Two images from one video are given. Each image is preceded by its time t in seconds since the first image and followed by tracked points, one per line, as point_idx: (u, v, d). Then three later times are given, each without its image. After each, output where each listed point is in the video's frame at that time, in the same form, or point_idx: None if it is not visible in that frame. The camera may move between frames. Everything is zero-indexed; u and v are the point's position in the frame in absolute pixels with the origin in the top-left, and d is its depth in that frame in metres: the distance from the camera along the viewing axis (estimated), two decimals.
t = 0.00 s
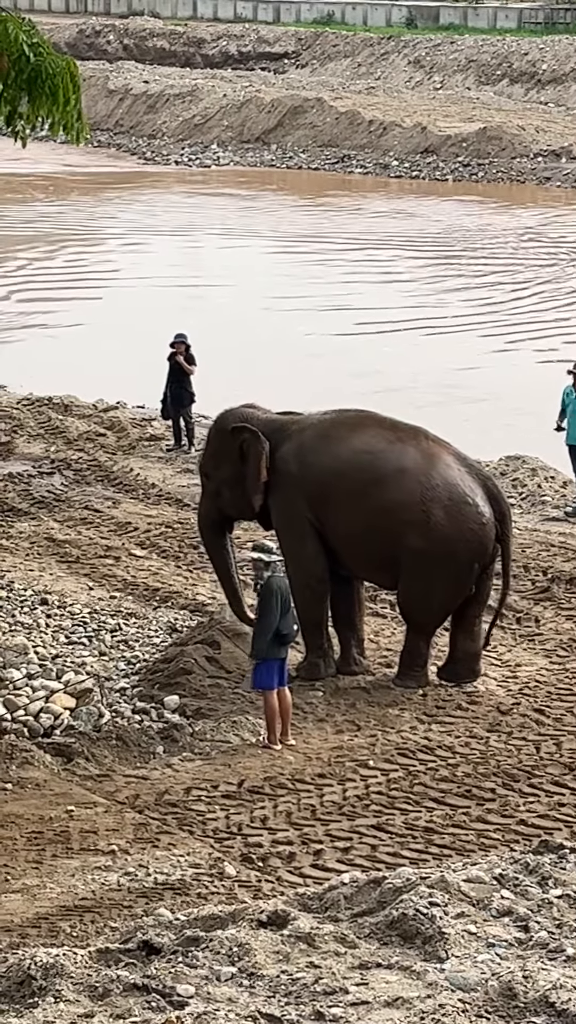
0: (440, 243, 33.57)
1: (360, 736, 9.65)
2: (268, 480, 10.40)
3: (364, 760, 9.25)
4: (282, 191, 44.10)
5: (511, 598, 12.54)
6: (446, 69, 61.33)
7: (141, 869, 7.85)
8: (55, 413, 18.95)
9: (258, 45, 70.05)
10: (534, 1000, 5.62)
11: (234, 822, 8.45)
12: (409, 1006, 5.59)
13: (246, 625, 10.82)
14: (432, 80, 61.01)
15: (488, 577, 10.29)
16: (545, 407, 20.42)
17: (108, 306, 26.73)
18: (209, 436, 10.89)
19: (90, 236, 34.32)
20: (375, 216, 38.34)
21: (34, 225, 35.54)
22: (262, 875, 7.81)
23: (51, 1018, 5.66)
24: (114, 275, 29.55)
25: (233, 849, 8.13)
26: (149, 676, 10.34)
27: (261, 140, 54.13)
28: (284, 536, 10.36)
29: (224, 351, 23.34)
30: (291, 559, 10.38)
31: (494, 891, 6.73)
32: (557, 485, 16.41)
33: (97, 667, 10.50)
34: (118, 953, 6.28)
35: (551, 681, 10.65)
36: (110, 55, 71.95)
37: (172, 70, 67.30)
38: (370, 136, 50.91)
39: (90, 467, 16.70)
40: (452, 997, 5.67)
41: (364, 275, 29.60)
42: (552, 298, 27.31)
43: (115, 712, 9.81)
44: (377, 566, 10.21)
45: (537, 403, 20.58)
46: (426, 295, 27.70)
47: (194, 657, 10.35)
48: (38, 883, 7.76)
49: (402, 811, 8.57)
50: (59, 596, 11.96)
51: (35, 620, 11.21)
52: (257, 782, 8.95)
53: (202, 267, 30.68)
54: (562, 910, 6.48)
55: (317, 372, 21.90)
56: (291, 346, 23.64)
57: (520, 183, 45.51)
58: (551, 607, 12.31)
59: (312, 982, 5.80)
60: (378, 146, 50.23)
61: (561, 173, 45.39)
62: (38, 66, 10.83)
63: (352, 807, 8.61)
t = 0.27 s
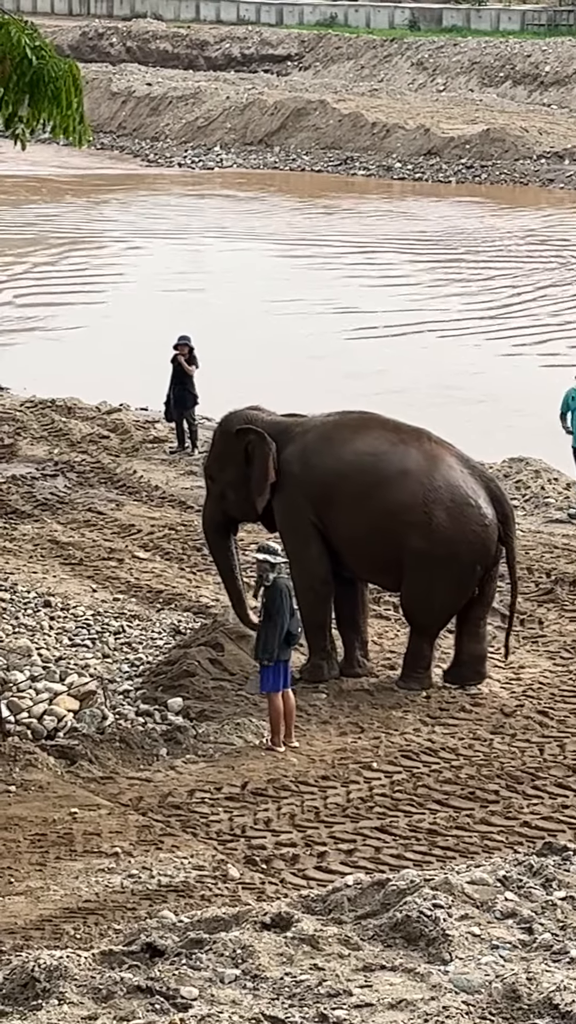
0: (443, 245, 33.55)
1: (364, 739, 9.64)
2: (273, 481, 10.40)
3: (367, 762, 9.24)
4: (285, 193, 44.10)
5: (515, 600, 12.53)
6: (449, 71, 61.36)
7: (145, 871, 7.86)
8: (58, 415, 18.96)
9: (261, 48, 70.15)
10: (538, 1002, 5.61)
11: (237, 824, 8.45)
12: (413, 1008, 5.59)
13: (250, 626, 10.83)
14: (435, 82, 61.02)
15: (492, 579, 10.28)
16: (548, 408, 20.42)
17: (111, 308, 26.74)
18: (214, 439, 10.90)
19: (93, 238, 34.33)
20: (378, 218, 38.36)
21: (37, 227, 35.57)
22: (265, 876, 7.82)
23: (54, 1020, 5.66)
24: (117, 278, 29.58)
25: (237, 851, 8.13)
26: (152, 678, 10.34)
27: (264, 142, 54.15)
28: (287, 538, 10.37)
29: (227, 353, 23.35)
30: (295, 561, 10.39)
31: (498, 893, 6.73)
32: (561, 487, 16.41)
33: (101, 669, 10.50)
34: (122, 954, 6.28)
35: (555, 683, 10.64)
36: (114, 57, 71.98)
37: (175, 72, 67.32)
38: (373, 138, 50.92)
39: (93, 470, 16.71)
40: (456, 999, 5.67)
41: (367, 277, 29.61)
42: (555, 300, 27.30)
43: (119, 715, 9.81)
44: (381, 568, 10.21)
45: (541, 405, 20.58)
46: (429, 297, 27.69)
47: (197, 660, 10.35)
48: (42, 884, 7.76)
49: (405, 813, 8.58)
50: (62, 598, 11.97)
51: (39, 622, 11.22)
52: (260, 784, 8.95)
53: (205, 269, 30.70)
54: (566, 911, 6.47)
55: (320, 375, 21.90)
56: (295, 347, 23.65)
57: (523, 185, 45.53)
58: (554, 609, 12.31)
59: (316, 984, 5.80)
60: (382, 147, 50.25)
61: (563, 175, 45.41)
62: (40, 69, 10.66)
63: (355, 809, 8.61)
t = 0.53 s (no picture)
0: (446, 246, 33.55)
1: (367, 740, 9.65)
2: (277, 482, 10.41)
3: (371, 763, 9.25)
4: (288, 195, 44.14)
5: (518, 601, 12.53)
6: (452, 72, 61.37)
7: (148, 872, 7.86)
8: (61, 416, 18.98)
9: (263, 50, 70.23)
10: (541, 1004, 5.61)
11: (241, 825, 8.45)
12: (416, 1010, 5.59)
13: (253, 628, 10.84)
14: (438, 83, 61.06)
15: (495, 581, 10.28)
16: (550, 410, 20.42)
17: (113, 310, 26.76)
18: (217, 440, 10.92)
19: (96, 240, 34.35)
20: (381, 219, 38.38)
21: (40, 229, 35.60)
22: (268, 877, 7.82)
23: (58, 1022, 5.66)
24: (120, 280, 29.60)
25: (240, 853, 8.13)
26: (156, 680, 10.34)
27: (267, 144, 54.17)
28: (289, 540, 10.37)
29: (229, 354, 23.36)
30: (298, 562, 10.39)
31: (502, 895, 6.73)
32: (564, 488, 16.40)
33: (104, 670, 10.50)
34: (125, 956, 6.28)
35: (558, 684, 10.64)
36: (116, 59, 72.05)
37: (178, 73, 67.36)
38: (376, 139, 50.98)
39: (97, 471, 16.72)
40: (459, 1000, 5.67)
41: (369, 278, 29.62)
42: (558, 301, 27.30)
43: (122, 716, 9.82)
44: (383, 569, 10.21)
45: (543, 406, 20.57)
46: (432, 298, 27.69)
47: (200, 661, 10.36)
48: (45, 886, 7.77)
49: (409, 814, 8.58)
50: (66, 599, 11.98)
51: (42, 624, 11.22)
52: (264, 785, 8.95)
53: (208, 271, 30.73)
54: (570, 912, 6.47)
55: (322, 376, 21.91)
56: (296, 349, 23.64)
57: (526, 187, 45.56)
58: (557, 611, 12.31)
59: (319, 986, 5.79)
60: (384, 149, 50.29)
61: (566, 176, 45.45)
62: (43, 71, 10.34)
63: (359, 811, 8.62)
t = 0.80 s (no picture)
0: (448, 249, 33.55)
1: (370, 743, 9.64)
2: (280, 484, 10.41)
3: (374, 766, 9.24)
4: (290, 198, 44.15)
5: (521, 603, 12.52)
6: (454, 74, 61.37)
7: (152, 875, 7.86)
8: (64, 419, 18.98)
9: (266, 52, 70.22)
10: (545, 1007, 5.60)
11: (244, 828, 8.45)
12: (420, 1013, 5.58)
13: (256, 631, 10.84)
14: (440, 86, 61.07)
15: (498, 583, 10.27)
16: (553, 412, 20.41)
17: (116, 312, 26.77)
18: (221, 442, 10.92)
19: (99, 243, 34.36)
20: (383, 221, 38.41)
21: (42, 232, 35.62)
22: (272, 881, 7.81)
23: None
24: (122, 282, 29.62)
25: (243, 856, 8.13)
26: (159, 683, 10.34)
27: (269, 146, 54.16)
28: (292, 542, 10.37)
29: (231, 357, 23.35)
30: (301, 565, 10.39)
31: (505, 897, 6.72)
32: (567, 490, 16.40)
33: (107, 672, 10.50)
34: (128, 959, 6.28)
35: (561, 686, 10.63)
36: (118, 62, 72.05)
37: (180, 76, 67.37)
38: (378, 142, 51.00)
39: (100, 474, 16.73)
40: (463, 1003, 5.66)
41: (371, 280, 29.62)
42: (560, 303, 27.30)
43: (125, 719, 9.82)
44: (386, 571, 10.20)
45: (546, 409, 20.56)
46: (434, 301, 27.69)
47: (204, 664, 10.35)
48: (48, 889, 7.77)
49: (412, 817, 8.57)
50: (69, 602, 11.98)
51: (45, 627, 11.23)
52: (267, 787, 8.95)
53: (210, 274, 30.75)
54: (573, 915, 6.46)
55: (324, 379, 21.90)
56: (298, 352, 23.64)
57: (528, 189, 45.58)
58: (560, 613, 12.31)
59: (323, 988, 5.79)
60: (387, 151, 50.29)
61: (569, 178, 45.47)
62: (46, 73, 10.21)
63: (362, 813, 8.61)
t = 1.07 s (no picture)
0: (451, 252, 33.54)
1: (374, 746, 9.63)
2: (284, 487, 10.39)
3: (378, 769, 9.24)
4: (293, 200, 44.14)
5: (524, 606, 12.51)
6: (457, 77, 61.36)
7: (156, 878, 7.86)
8: (67, 422, 18.99)
9: (269, 55, 70.19)
10: (549, 1009, 5.60)
11: (248, 831, 8.45)
12: (425, 1015, 5.58)
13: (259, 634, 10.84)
14: (443, 89, 61.06)
15: (501, 585, 10.27)
16: (557, 415, 20.41)
17: (119, 315, 26.78)
18: (224, 444, 10.90)
19: (102, 246, 34.37)
20: (386, 224, 38.41)
21: (45, 235, 35.63)
22: (276, 883, 7.81)
23: None
24: (125, 285, 29.63)
25: (248, 858, 8.13)
26: (163, 686, 10.34)
27: (273, 149, 54.16)
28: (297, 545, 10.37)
29: (234, 360, 23.36)
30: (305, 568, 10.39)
31: (509, 900, 6.72)
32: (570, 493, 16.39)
33: (111, 675, 10.50)
34: (133, 962, 6.28)
35: (565, 689, 10.63)
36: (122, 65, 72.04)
37: (183, 79, 67.38)
38: (381, 145, 51.01)
39: (103, 477, 16.74)
40: (467, 1006, 5.66)
41: (373, 283, 29.62)
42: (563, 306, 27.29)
43: (129, 721, 9.82)
44: (390, 574, 10.20)
45: (549, 412, 20.55)
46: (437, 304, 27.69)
47: (207, 667, 10.35)
48: (52, 892, 7.77)
49: (416, 820, 8.57)
50: (72, 605, 11.98)
51: (48, 630, 11.23)
52: (271, 790, 8.95)
53: (213, 276, 30.74)
54: None
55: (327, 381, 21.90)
56: (301, 355, 23.63)
57: (532, 192, 45.58)
58: (564, 616, 12.29)
59: (327, 991, 5.79)
60: (390, 154, 50.31)
61: (572, 181, 45.49)
62: (49, 77, 10.11)
63: (366, 816, 8.61)
